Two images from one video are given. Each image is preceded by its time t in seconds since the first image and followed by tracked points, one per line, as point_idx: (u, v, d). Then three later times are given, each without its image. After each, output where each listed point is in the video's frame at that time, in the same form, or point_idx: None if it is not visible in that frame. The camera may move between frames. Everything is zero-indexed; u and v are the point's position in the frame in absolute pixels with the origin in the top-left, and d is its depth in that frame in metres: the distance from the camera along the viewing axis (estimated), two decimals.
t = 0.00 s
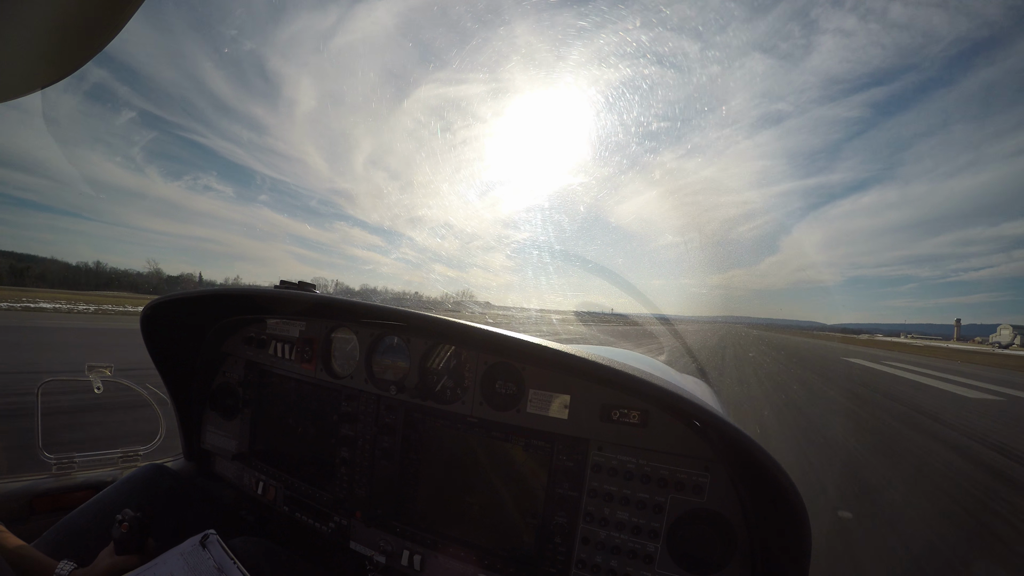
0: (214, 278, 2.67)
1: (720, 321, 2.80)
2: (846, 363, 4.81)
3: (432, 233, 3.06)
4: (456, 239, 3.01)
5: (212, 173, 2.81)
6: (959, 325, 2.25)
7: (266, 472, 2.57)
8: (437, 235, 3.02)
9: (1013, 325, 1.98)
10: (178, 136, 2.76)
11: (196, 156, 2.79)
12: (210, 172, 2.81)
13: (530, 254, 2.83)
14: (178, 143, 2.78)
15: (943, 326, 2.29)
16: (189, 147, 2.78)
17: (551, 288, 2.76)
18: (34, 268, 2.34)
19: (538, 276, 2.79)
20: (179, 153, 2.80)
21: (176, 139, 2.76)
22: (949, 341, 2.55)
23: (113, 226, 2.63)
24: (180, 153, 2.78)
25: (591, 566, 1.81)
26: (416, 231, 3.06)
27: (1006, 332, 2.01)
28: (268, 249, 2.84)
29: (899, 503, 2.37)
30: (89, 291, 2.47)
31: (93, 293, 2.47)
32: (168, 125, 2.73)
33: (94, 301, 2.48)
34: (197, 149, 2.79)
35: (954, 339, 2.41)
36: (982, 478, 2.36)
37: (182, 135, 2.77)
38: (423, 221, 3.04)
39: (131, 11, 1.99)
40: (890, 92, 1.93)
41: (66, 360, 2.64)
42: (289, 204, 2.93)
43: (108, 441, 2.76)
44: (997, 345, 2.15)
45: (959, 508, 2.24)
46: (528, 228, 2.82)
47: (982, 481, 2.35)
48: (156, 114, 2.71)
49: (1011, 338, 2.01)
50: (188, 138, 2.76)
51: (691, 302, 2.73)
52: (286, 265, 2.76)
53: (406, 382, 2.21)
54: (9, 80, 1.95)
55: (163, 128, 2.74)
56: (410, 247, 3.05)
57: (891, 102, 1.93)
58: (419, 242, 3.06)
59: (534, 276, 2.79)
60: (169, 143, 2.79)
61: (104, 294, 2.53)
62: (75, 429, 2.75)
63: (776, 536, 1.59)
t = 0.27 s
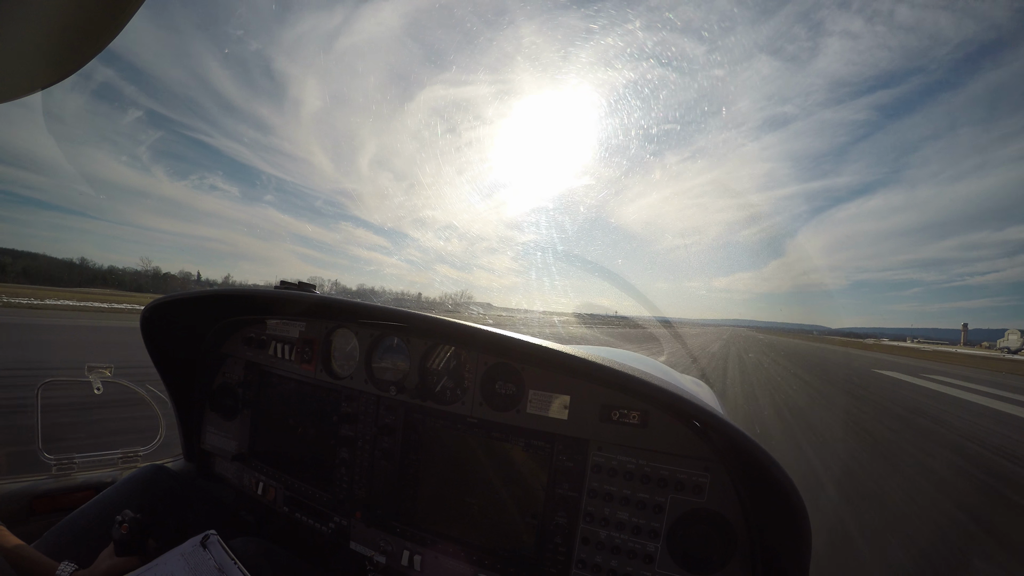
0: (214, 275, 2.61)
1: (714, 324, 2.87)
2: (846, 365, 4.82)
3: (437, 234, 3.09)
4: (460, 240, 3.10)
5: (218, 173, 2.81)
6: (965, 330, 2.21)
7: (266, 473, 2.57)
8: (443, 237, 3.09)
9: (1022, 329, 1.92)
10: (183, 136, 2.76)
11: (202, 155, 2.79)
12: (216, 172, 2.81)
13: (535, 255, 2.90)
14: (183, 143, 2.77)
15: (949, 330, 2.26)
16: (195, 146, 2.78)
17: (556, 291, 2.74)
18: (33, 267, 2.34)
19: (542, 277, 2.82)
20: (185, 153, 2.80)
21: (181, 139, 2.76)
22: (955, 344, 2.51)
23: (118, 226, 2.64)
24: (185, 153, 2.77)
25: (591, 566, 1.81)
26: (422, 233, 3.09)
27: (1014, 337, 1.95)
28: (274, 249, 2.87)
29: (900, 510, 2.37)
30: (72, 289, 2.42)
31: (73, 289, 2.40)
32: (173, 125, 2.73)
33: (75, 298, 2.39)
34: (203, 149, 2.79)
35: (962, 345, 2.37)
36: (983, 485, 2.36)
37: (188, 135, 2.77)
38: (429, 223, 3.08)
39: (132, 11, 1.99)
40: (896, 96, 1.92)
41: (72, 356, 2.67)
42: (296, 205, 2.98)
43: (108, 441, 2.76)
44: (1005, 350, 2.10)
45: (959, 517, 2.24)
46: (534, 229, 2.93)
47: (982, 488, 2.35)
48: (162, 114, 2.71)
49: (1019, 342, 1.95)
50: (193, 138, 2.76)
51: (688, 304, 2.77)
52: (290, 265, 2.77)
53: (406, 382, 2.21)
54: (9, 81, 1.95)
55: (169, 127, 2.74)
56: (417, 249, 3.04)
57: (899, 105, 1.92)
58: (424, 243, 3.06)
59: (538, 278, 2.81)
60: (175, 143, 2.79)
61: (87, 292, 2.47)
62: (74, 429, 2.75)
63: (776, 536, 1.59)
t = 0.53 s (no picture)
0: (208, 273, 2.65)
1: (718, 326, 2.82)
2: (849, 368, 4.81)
3: (442, 234, 3.11)
4: (464, 240, 3.13)
5: (224, 171, 2.80)
6: (971, 335, 2.19)
7: (266, 473, 2.57)
8: (446, 236, 3.12)
9: None
10: (190, 133, 2.77)
11: (208, 153, 2.78)
12: (222, 170, 2.80)
13: (541, 256, 2.88)
14: (189, 140, 2.78)
15: (954, 335, 2.24)
16: (200, 144, 2.78)
17: (558, 292, 2.79)
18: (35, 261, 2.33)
19: (546, 277, 2.85)
20: (190, 150, 2.81)
21: (187, 136, 2.77)
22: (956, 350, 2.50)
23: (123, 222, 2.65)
24: (191, 150, 2.78)
25: (591, 566, 1.81)
26: (427, 233, 3.12)
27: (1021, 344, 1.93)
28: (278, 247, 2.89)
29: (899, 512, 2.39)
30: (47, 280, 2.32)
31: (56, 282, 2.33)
32: (179, 121, 2.73)
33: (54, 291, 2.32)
34: (209, 146, 2.78)
35: (966, 349, 2.35)
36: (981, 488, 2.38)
37: (193, 132, 2.77)
38: (434, 222, 3.09)
39: (130, 10, 1.99)
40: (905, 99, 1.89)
41: (70, 353, 2.66)
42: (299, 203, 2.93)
43: (110, 438, 2.77)
44: (1011, 356, 2.08)
45: (959, 523, 2.26)
46: (538, 231, 2.86)
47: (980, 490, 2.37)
48: (167, 110, 2.71)
49: None
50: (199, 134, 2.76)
51: (690, 307, 2.72)
52: (295, 264, 2.76)
53: (406, 382, 2.21)
54: (7, 81, 1.94)
55: (176, 124, 2.75)
56: (421, 249, 3.12)
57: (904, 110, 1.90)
58: (428, 242, 3.12)
59: (542, 278, 2.84)
60: (183, 141, 2.80)
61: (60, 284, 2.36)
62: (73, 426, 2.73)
63: (777, 537, 1.59)
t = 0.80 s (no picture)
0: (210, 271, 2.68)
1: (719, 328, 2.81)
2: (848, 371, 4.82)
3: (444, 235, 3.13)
4: (468, 241, 3.10)
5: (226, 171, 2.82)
6: (975, 339, 2.18)
7: (266, 473, 2.57)
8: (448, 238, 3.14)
9: None
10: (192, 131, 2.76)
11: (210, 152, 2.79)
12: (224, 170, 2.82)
13: (542, 257, 2.92)
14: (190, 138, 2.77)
15: (958, 339, 2.23)
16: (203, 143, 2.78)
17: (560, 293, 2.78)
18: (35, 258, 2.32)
19: (546, 278, 2.87)
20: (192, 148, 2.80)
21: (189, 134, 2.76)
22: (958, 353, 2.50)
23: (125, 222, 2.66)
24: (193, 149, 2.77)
25: (591, 566, 1.81)
26: (429, 234, 3.14)
27: None
28: (280, 246, 2.89)
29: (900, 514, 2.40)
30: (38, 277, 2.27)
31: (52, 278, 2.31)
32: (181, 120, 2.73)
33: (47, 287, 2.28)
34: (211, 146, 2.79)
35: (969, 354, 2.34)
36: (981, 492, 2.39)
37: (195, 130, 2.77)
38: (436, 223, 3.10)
39: (130, 10, 1.99)
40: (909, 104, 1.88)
41: (70, 353, 2.67)
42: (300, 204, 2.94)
43: (109, 439, 2.78)
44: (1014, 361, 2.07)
45: (961, 528, 2.27)
46: (540, 231, 2.90)
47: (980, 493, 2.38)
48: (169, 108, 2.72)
49: None
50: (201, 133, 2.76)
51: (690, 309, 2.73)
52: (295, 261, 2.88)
53: (406, 382, 2.21)
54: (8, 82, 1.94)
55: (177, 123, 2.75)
56: (423, 250, 3.13)
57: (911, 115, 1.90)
58: (431, 244, 3.13)
59: (543, 279, 2.86)
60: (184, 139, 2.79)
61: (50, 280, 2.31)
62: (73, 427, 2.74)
63: (776, 536, 1.59)
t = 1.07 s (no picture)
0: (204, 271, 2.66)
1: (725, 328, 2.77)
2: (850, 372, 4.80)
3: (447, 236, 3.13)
4: (470, 241, 3.10)
5: (227, 172, 2.83)
6: (979, 339, 2.16)
7: (265, 471, 2.57)
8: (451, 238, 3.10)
9: None
10: (193, 133, 2.78)
11: (212, 154, 2.79)
12: (226, 171, 2.83)
13: (545, 257, 2.91)
14: (191, 139, 2.78)
15: (962, 339, 2.21)
16: (205, 145, 2.78)
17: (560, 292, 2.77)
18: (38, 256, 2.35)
19: (547, 277, 2.86)
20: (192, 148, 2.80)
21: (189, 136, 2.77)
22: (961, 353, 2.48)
23: (129, 222, 2.66)
24: (193, 149, 2.79)
25: (590, 565, 1.80)
26: (432, 234, 3.15)
27: None
28: (282, 246, 2.91)
29: (902, 514, 2.38)
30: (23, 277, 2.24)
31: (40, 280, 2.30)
32: (184, 122, 2.77)
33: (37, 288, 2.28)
34: (213, 147, 2.80)
35: (973, 354, 2.32)
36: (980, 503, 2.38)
37: (197, 132, 2.79)
38: (438, 223, 3.11)
39: (130, 13, 1.99)
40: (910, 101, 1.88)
41: (71, 353, 2.68)
42: (302, 203, 2.96)
43: (108, 438, 2.76)
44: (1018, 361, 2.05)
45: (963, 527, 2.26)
46: (541, 230, 2.89)
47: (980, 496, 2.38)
48: (169, 110, 2.72)
49: None
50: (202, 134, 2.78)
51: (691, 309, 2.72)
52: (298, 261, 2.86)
53: (405, 381, 2.21)
54: (8, 82, 1.95)
55: (179, 125, 2.77)
56: (426, 250, 3.14)
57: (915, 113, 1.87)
58: (434, 244, 3.13)
59: (544, 279, 2.85)
60: (184, 141, 2.79)
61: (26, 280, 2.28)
62: (72, 426, 2.73)
63: (776, 536, 1.58)
